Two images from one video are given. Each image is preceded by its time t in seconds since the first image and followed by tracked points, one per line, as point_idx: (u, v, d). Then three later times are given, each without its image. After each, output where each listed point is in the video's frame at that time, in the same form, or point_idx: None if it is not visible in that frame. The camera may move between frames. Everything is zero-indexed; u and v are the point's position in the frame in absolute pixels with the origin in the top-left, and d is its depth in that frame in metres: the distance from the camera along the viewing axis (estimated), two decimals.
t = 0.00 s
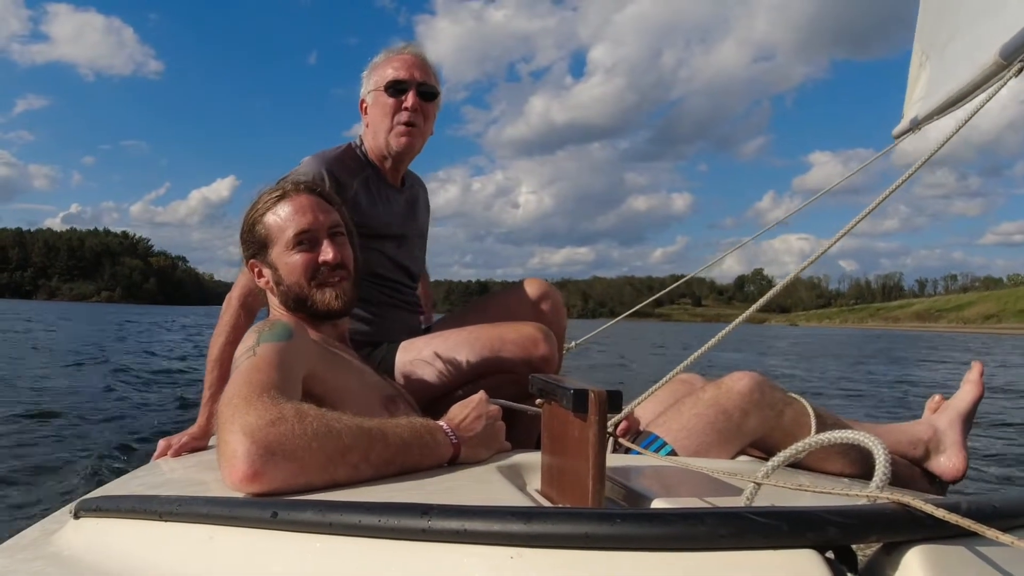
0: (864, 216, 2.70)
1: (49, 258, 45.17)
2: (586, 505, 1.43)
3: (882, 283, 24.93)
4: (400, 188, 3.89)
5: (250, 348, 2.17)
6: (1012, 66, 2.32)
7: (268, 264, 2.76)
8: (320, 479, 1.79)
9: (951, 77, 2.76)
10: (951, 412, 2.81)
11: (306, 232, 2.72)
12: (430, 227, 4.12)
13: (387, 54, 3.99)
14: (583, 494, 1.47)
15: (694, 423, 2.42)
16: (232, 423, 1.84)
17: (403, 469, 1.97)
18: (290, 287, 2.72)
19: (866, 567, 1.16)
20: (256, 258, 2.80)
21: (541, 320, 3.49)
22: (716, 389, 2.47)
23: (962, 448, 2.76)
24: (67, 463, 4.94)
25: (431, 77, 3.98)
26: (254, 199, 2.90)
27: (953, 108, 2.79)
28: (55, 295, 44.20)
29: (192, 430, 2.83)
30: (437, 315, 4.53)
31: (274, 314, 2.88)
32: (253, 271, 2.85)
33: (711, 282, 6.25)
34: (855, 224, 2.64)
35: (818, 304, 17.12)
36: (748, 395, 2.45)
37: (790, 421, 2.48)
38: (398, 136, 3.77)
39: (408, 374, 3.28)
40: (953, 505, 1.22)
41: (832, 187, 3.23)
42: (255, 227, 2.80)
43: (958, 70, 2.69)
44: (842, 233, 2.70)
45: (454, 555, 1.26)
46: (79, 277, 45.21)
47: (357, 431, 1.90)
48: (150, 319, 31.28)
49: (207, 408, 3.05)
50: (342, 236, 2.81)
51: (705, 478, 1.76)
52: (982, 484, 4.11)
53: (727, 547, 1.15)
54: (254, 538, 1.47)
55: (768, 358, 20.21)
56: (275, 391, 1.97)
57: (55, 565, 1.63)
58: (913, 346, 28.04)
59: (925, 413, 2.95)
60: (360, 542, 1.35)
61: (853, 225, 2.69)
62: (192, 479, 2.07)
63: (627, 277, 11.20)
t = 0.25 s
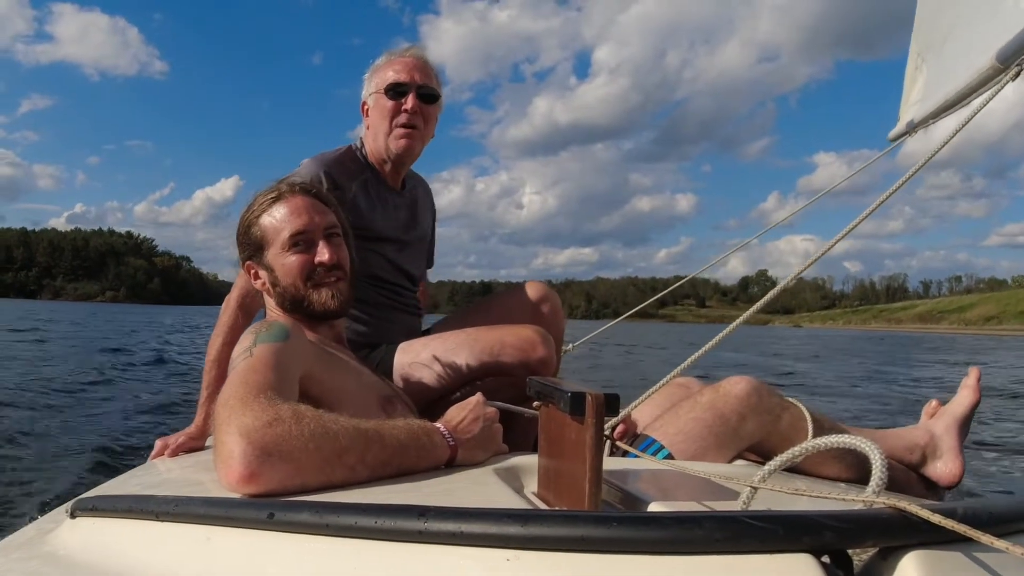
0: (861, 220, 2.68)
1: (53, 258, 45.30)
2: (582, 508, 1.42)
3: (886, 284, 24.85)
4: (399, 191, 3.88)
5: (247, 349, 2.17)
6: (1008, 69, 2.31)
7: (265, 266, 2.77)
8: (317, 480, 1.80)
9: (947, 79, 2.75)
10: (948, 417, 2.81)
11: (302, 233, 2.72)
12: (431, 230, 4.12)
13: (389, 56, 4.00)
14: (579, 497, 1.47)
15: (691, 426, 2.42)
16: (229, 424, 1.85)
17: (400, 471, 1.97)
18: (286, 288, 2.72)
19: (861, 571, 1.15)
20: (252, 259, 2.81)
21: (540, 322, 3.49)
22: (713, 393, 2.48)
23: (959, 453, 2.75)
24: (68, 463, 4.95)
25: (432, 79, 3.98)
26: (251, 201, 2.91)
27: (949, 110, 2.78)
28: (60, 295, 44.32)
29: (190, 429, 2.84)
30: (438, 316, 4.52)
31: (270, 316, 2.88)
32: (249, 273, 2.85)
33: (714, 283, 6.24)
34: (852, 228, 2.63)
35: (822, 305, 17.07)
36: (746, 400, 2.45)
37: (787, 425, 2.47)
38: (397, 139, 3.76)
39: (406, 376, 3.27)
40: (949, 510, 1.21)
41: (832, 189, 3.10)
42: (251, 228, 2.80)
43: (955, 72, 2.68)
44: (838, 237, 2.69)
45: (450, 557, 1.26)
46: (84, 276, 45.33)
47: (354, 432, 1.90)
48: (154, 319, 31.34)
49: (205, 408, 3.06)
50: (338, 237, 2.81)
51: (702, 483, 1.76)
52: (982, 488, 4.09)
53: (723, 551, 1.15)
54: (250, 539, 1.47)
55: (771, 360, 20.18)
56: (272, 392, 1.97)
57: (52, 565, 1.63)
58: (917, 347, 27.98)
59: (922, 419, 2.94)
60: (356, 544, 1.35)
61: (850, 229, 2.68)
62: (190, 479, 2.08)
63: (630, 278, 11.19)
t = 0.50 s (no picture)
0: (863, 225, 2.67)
1: (60, 258, 45.46)
2: (578, 507, 1.42)
3: (893, 286, 24.73)
4: (399, 188, 3.89)
5: (246, 345, 2.17)
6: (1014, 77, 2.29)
7: (264, 262, 2.77)
8: (314, 478, 1.79)
9: (953, 86, 2.73)
10: (945, 419, 2.78)
11: (302, 230, 2.72)
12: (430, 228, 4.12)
13: (390, 54, 4.00)
14: (576, 496, 1.46)
15: (688, 427, 2.41)
16: (226, 420, 1.85)
17: (397, 469, 1.97)
18: (286, 284, 2.72)
19: (856, 573, 1.15)
20: (252, 255, 2.80)
21: (539, 322, 3.50)
22: (710, 394, 2.47)
23: (956, 457, 2.73)
24: (70, 462, 4.96)
25: (432, 78, 3.99)
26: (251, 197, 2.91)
27: (955, 117, 2.76)
28: (67, 295, 44.53)
29: (187, 426, 2.84)
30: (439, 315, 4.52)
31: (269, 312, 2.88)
32: (248, 269, 2.84)
33: (720, 284, 6.24)
34: (855, 232, 2.61)
35: (828, 307, 17.00)
36: (743, 400, 2.44)
37: (784, 426, 2.46)
38: (398, 136, 3.77)
39: (405, 374, 3.27)
40: (946, 513, 1.20)
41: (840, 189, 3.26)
42: (251, 224, 2.80)
43: (961, 79, 2.66)
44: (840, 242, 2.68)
45: (445, 555, 1.25)
46: (92, 277, 45.53)
47: (351, 430, 1.90)
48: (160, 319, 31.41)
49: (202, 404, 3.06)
50: (338, 234, 2.81)
51: (697, 483, 1.75)
52: (985, 492, 4.07)
53: (718, 551, 1.14)
54: (247, 536, 1.47)
55: (777, 361, 20.13)
56: (270, 389, 1.97)
57: (47, 560, 1.63)
58: (923, 349, 27.89)
59: (919, 421, 2.92)
60: (352, 541, 1.35)
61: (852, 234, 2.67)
62: (187, 475, 2.08)
63: (635, 278, 11.15)
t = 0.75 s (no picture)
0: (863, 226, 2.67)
1: (67, 259, 45.63)
2: (577, 510, 1.42)
3: (899, 286, 24.65)
4: (398, 189, 3.89)
5: (247, 345, 2.17)
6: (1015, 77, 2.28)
7: (265, 262, 2.76)
8: (313, 478, 1.79)
9: (952, 85, 2.73)
10: (944, 422, 2.76)
11: (303, 231, 2.73)
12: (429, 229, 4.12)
13: (388, 56, 4.00)
14: (575, 499, 1.46)
15: (688, 430, 2.40)
16: (226, 421, 1.85)
17: (397, 470, 1.97)
18: (287, 285, 2.72)
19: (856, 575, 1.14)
20: (252, 256, 2.80)
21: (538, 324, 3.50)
22: (709, 395, 2.45)
23: (954, 460, 2.71)
24: (74, 463, 4.98)
25: (431, 80, 3.99)
26: (251, 198, 2.91)
27: (954, 118, 2.76)
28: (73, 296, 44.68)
29: (187, 427, 2.85)
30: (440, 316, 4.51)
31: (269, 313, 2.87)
32: (247, 270, 2.84)
33: (724, 284, 6.23)
34: (855, 232, 2.60)
35: (834, 307, 16.95)
36: (742, 403, 2.43)
37: (784, 428, 2.45)
38: (397, 138, 3.77)
39: (405, 376, 3.27)
40: (946, 516, 1.20)
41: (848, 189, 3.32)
42: (251, 225, 2.80)
43: (960, 79, 2.65)
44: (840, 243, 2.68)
45: (443, 557, 1.25)
46: (98, 278, 45.68)
47: (351, 431, 1.90)
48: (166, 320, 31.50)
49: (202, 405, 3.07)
50: (338, 235, 2.82)
51: (697, 486, 1.74)
52: (988, 493, 4.06)
53: (717, 553, 1.14)
54: (247, 537, 1.47)
55: (781, 360, 20.09)
56: (269, 390, 1.97)
57: (48, 561, 1.63)
58: (929, 349, 27.81)
59: (918, 423, 2.89)
60: (351, 543, 1.35)
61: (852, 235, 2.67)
62: (187, 476, 2.08)
63: (639, 279, 11.13)
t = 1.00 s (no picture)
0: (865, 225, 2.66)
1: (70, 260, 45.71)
2: (580, 513, 1.41)
3: (903, 286, 24.57)
4: (400, 190, 3.89)
5: (255, 347, 2.17)
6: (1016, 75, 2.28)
7: (274, 261, 2.76)
8: (315, 480, 1.79)
9: (952, 83, 2.72)
10: (948, 426, 2.75)
11: (315, 230, 2.74)
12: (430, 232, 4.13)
13: (390, 58, 4.00)
14: (578, 502, 1.45)
15: (691, 433, 2.39)
16: (228, 423, 1.85)
17: (397, 472, 1.97)
18: (297, 283, 2.70)
19: None
20: (260, 255, 2.79)
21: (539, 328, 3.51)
22: (713, 399, 2.44)
23: (957, 464, 2.71)
24: (77, 465, 4.97)
25: (432, 82, 4.00)
26: (258, 200, 2.91)
27: (953, 116, 2.75)
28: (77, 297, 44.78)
29: (189, 429, 2.84)
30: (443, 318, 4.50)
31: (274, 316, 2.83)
32: (253, 271, 2.82)
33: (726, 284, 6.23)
34: (856, 232, 2.60)
35: (837, 307, 16.90)
36: (746, 406, 2.41)
37: (787, 432, 2.45)
38: (398, 139, 3.77)
39: (407, 378, 3.25)
40: (949, 519, 1.19)
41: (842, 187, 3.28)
42: (259, 225, 2.80)
43: (960, 76, 2.65)
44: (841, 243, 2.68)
45: (445, 560, 1.25)
46: (102, 279, 45.78)
47: (352, 433, 1.90)
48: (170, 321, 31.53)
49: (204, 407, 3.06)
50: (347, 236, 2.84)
51: (699, 489, 1.73)
52: (991, 496, 4.04)
53: (721, 556, 1.13)
54: (250, 539, 1.47)
55: (784, 360, 20.07)
56: (273, 391, 1.97)
57: (50, 562, 1.63)
58: (933, 348, 27.76)
59: (921, 427, 2.89)
60: (353, 545, 1.35)
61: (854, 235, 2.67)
62: (189, 478, 2.08)
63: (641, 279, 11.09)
